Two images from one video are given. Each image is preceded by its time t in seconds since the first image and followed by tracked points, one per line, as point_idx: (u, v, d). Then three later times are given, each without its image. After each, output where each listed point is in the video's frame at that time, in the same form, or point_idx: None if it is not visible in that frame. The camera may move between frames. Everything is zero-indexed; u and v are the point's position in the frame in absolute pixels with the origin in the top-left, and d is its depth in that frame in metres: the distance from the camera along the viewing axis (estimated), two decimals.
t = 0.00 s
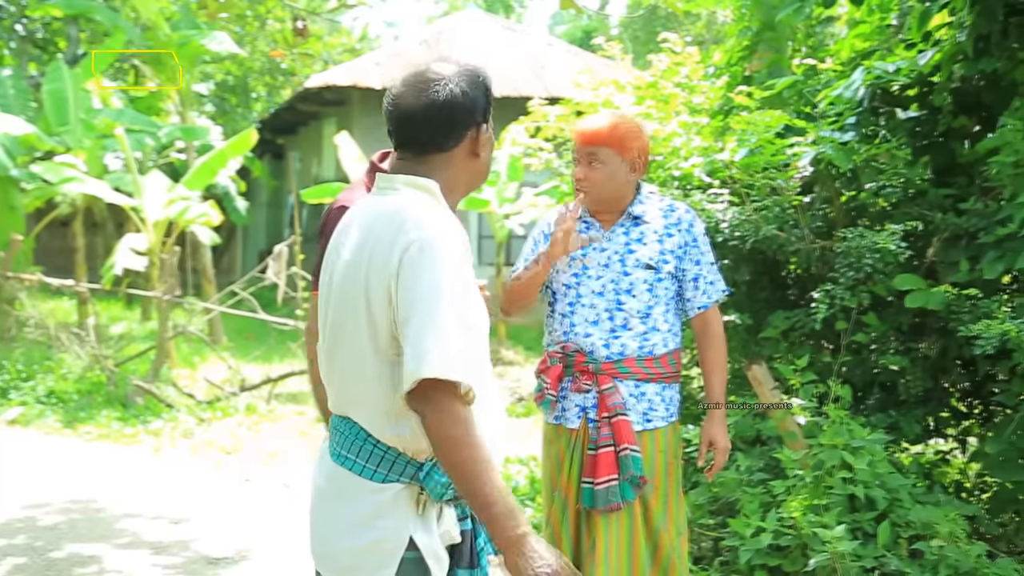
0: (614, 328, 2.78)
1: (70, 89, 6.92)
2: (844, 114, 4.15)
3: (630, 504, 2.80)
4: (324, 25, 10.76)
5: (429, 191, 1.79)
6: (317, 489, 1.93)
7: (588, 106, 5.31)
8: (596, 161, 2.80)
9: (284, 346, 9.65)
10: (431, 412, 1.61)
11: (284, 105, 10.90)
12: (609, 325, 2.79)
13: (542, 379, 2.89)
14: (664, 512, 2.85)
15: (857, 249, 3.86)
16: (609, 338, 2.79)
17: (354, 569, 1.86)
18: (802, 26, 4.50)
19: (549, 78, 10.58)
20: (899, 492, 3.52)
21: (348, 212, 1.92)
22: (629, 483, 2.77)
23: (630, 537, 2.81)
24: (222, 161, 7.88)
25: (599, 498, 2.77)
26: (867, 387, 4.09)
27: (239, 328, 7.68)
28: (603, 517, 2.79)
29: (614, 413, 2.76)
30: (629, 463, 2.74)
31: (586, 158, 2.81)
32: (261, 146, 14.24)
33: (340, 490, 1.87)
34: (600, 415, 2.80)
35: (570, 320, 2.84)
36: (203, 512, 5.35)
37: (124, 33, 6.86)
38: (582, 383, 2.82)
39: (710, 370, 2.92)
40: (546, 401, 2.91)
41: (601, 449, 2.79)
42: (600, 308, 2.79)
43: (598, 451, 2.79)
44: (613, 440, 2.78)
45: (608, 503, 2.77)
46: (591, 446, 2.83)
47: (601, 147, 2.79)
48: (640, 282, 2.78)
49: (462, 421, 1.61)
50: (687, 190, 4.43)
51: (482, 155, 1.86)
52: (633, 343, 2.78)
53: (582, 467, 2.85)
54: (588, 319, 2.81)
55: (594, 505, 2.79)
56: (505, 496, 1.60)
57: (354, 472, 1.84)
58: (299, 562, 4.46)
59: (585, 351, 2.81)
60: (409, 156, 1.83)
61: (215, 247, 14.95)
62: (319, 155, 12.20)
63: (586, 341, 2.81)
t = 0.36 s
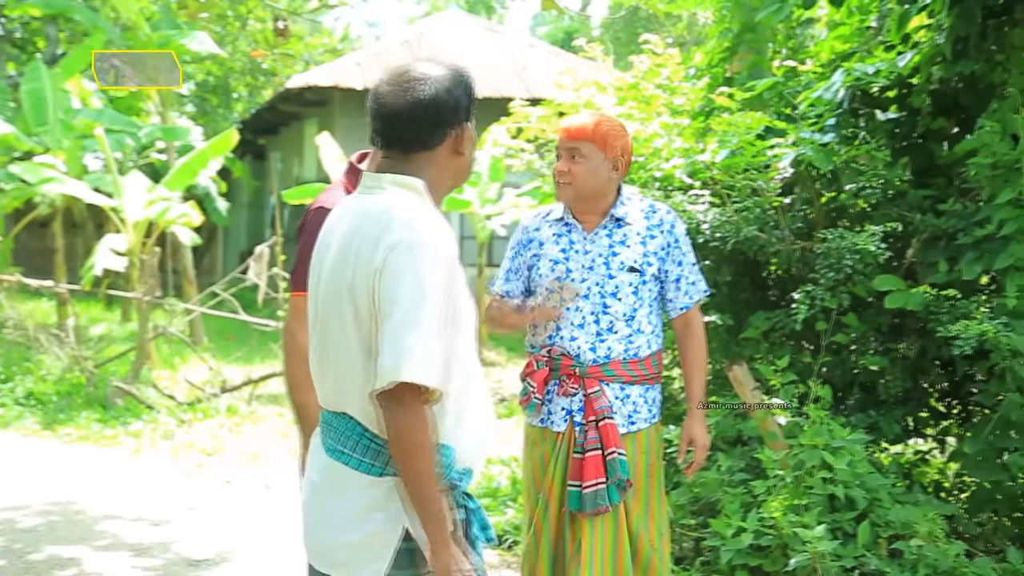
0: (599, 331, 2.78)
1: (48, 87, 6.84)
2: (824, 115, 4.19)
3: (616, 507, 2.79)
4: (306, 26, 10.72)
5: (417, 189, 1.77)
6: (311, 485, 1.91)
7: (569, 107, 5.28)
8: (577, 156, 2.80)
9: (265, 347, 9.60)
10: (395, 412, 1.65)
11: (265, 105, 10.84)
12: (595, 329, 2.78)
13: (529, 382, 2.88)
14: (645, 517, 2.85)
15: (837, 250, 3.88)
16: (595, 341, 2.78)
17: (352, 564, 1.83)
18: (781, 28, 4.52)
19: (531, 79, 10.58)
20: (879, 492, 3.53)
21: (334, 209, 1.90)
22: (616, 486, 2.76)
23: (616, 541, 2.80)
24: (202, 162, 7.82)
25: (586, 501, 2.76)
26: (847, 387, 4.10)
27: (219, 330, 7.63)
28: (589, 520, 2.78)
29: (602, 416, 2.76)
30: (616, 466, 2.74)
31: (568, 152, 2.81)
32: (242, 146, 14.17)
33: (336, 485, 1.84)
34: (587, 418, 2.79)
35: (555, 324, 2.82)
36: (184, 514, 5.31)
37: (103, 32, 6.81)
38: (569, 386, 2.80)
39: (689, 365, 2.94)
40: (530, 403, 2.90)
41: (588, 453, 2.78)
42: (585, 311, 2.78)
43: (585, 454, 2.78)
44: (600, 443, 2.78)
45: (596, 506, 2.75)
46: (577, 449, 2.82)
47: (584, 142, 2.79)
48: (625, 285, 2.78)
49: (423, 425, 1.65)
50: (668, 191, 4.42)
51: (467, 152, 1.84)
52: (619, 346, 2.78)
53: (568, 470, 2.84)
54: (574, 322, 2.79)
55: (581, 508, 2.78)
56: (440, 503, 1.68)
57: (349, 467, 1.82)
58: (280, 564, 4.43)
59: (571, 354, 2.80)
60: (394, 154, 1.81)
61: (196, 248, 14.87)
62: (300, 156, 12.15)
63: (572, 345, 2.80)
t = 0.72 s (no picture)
0: (584, 331, 2.77)
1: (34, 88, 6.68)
2: (811, 115, 4.20)
3: (602, 506, 2.78)
4: (293, 25, 10.69)
5: (375, 189, 1.83)
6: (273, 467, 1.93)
7: (556, 107, 5.25)
8: (568, 154, 2.81)
9: (253, 348, 9.56)
10: (316, 397, 1.66)
11: (253, 106, 10.80)
12: (580, 328, 2.78)
13: (513, 382, 2.84)
14: (633, 516, 2.85)
15: (824, 251, 3.89)
16: (580, 340, 2.78)
17: (300, 545, 1.84)
18: (768, 29, 4.52)
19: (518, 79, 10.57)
20: (865, 492, 3.55)
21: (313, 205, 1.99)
22: (601, 485, 2.75)
23: (603, 539, 2.80)
24: (189, 162, 7.70)
25: (571, 501, 2.75)
26: (834, 387, 4.10)
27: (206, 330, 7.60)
28: (575, 519, 2.78)
29: (586, 415, 2.75)
30: (600, 465, 2.73)
31: (559, 150, 2.81)
32: (229, 146, 14.11)
33: (289, 467, 1.86)
34: (571, 417, 2.79)
35: (541, 323, 2.82)
36: (171, 515, 5.28)
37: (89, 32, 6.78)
38: (554, 385, 2.80)
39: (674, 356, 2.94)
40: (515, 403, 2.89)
41: (573, 452, 2.77)
42: (570, 311, 2.78)
43: (570, 453, 2.77)
44: (585, 443, 2.77)
45: (581, 505, 2.74)
46: (563, 448, 2.81)
47: (575, 142, 2.80)
48: (611, 285, 2.78)
49: (347, 409, 1.66)
50: (655, 192, 4.41)
51: (431, 154, 1.87)
52: (604, 345, 2.78)
53: (554, 470, 2.84)
54: (559, 321, 2.79)
55: (566, 507, 2.77)
56: (364, 492, 1.65)
57: (299, 452, 1.85)
58: (267, 565, 4.41)
59: (555, 353, 2.80)
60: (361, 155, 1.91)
61: (183, 248, 14.80)
62: (288, 156, 12.12)
63: (557, 344, 2.79)
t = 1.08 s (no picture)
0: (584, 331, 2.77)
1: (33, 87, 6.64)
2: (810, 116, 4.19)
3: (600, 507, 2.79)
4: (292, 26, 10.68)
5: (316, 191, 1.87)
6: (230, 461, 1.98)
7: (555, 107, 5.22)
8: (567, 157, 2.80)
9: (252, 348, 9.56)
10: (252, 397, 1.76)
11: (252, 106, 10.79)
12: (580, 329, 2.78)
13: (513, 382, 2.84)
14: (632, 517, 2.85)
15: (824, 251, 3.89)
16: (579, 340, 2.78)
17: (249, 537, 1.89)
18: (767, 29, 4.51)
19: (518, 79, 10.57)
20: (865, 492, 3.55)
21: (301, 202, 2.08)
22: (599, 485, 2.76)
23: (600, 539, 2.80)
24: (189, 163, 7.65)
25: (569, 501, 2.75)
26: (834, 387, 4.10)
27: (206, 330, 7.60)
28: (571, 520, 2.78)
29: (585, 416, 2.75)
30: (598, 466, 2.73)
31: (558, 153, 2.81)
32: (229, 146, 14.11)
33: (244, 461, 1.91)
34: (571, 418, 2.78)
35: (540, 323, 2.82)
36: (170, 515, 5.28)
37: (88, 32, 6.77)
38: (553, 386, 2.79)
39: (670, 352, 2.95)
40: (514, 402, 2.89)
41: (570, 452, 2.77)
42: (570, 311, 2.79)
43: (569, 454, 2.77)
44: (583, 443, 2.77)
45: (579, 505, 2.74)
46: (561, 448, 2.81)
47: (574, 143, 2.79)
48: (611, 285, 2.77)
49: (278, 412, 1.75)
50: (655, 193, 4.40)
51: (350, 152, 1.86)
52: (603, 345, 2.78)
53: (552, 471, 2.83)
54: (559, 321, 2.79)
55: (564, 507, 2.77)
56: (292, 492, 1.75)
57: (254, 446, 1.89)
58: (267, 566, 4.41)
59: (555, 354, 2.79)
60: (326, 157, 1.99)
61: (183, 248, 14.79)
62: (287, 156, 12.11)
63: (556, 344, 2.79)
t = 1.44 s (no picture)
0: (584, 330, 2.77)
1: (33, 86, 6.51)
2: (810, 115, 4.18)
3: (601, 504, 2.78)
4: (292, 24, 10.69)
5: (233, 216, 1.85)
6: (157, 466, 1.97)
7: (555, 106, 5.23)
8: (566, 159, 2.79)
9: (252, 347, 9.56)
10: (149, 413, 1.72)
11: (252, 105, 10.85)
12: (580, 327, 2.78)
13: (513, 379, 2.86)
14: (634, 515, 2.85)
15: (824, 250, 3.89)
16: (579, 338, 2.78)
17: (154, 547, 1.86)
18: (767, 29, 4.50)
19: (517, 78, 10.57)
20: (864, 491, 3.54)
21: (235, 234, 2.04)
22: (600, 483, 2.75)
23: (601, 536, 2.80)
24: (188, 162, 7.57)
25: (570, 498, 2.75)
26: (834, 387, 4.10)
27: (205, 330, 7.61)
28: (573, 517, 2.78)
29: (585, 413, 2.75)
30: (599, 463, 2.73)
31: (556, 154, 2.80)
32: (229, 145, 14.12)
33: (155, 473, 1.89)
34: (571, 415, 2.78)
35: (540, 322, 2.82)
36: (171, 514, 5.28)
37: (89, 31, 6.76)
38: (553, 383, 2.80)
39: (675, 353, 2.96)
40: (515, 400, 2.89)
41: (571, 449, 2.77)
42: (571, 310, 2.78)
43: (569, 451, 2.78)
44: (584, 440, 2.77)
45: (580, 503, 2.74)
46: (562, 446, 2.82)
47: (573, 146, 2.78)
48: (611, 284, 2.77)
49: (173, 433, 1.69)
50: (654, 192, 4.40)
51: (267, 178, 1.85)
52: (603, 343, 2.78)
53: (553, 468, 2.84)
54: (559, 320, 2.79)
55: (565, 505, 2.77)
56: (182, 511, 1.71)
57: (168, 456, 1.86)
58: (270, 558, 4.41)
59: (556, 352, 2.80)
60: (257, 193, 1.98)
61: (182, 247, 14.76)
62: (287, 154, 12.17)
63: (556, 342, 2.79)
